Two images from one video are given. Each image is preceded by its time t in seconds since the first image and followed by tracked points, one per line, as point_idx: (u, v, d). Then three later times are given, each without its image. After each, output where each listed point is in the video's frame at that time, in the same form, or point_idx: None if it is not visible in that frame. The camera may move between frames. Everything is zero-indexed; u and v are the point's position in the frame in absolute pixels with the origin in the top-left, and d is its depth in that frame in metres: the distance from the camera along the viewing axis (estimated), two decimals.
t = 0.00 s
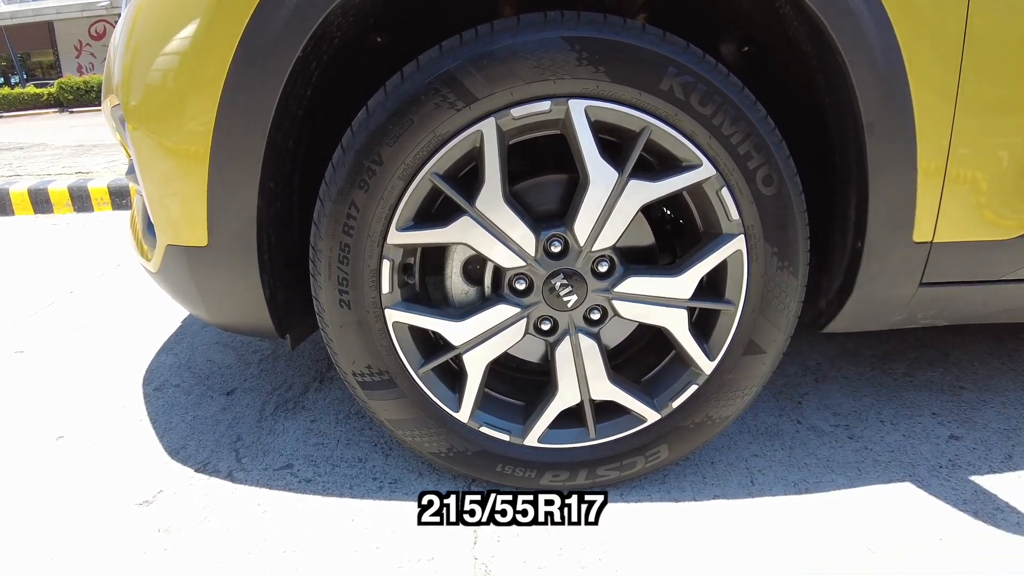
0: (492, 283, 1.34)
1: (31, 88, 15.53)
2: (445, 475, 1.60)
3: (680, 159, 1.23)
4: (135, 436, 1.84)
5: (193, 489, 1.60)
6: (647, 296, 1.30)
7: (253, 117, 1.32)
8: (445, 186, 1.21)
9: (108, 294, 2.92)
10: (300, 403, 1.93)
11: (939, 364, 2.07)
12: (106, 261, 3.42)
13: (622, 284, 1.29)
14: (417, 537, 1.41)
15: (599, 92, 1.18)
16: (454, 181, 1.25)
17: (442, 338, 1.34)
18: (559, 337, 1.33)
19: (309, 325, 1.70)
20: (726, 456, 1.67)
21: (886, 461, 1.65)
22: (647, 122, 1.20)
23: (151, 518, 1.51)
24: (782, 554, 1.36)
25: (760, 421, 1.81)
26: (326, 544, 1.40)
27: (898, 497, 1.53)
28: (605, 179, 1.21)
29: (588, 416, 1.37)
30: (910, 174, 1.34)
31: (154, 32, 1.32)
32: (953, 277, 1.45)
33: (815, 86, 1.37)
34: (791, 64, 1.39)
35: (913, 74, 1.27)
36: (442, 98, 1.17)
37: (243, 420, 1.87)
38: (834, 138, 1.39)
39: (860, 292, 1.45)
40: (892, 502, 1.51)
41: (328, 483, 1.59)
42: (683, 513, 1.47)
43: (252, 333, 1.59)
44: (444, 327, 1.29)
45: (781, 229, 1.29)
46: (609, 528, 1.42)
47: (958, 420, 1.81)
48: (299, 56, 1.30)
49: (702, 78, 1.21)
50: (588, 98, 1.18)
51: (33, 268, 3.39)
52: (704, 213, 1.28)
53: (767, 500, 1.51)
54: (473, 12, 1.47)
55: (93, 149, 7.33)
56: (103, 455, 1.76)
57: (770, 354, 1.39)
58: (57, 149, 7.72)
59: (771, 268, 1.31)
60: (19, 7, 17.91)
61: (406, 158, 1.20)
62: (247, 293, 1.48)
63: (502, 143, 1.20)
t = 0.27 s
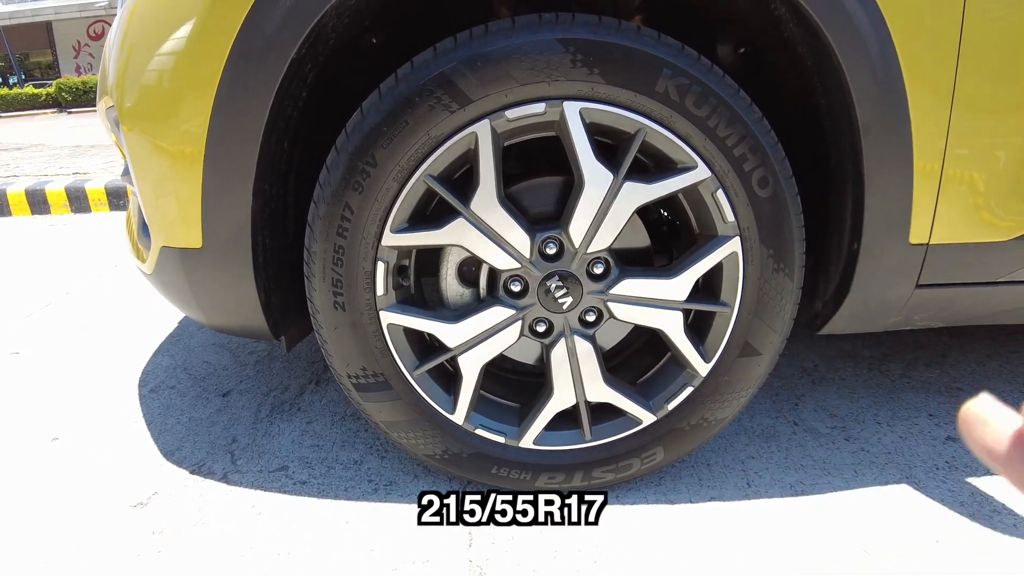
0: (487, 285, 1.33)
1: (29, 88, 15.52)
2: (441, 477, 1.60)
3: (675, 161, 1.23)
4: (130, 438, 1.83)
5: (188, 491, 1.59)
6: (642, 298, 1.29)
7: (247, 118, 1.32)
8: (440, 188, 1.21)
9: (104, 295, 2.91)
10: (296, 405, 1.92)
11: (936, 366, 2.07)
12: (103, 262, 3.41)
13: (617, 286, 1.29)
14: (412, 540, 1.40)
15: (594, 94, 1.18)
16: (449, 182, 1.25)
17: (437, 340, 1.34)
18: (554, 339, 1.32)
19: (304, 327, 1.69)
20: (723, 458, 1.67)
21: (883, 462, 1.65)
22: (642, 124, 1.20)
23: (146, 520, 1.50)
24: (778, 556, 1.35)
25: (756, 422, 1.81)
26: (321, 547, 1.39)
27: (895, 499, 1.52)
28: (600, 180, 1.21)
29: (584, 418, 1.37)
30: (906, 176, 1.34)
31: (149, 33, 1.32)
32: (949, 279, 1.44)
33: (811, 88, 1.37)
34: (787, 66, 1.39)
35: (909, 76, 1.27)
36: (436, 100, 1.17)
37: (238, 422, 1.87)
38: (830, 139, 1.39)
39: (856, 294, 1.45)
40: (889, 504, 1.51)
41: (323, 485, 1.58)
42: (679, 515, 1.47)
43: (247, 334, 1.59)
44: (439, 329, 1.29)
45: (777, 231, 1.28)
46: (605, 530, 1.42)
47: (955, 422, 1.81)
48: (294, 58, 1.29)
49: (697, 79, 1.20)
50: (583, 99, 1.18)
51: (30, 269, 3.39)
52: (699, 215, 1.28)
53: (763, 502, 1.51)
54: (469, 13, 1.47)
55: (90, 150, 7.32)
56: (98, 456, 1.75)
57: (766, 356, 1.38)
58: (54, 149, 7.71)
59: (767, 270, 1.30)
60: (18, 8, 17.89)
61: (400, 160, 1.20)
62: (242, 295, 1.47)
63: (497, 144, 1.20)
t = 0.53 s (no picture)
0: (486, 285, 1.32)
1: (27, 88, 15.48)
2: (438, 479, 1.58)
3: (676, 159, 1.21)
4: (124, 439, 1.81)
5: (182, 493, 1.57)
6: (642, 299, 1.28)
7: (242, 116, 1.30)
8: (437, 187, 1.19)
9: (100, 296, 2.89)
10: (292, 406, 1.91)
11: (937, 367, 2.06)
12: (99, 262, 3.38)
13: (617, 287, 1.27)
14: (409, 544, 1.38)
15: (593, 91, 1.16)
16: (446, 181, 1.23)
17: (435, 341, 1.32)
18: (553, 340, 1.31)
19: (300, 328, 1.67)
20: (723, 460, 1.65)
21: (884, 465, 1.63)
22: (642, 122, 1.18)
23: (140, 523, 1.48)
24: (779, 560, 1.34)
25: (757, 424, 1.79)
26: (316, 551, 1.37)
27: (897, 502, 1.51)
28: (600, 179, 1.19)
29: (583, 420, 1.35)
30: (909, 175, 1.32)
31: (143, 30, 1.30)
32: (952, 279, 1.43)
33: (813, 86, 1.36)
34: (789, 63, 1.37)
35: (913, 74, 1.25)
36: (433, 97, 1.15)
37: (234, 424, 1.85)
38: (832, 138, 1.37)
39: (858, 295, 1.44)
40: (891, 506, 1.49)
41: (319, 487, 1.56)
42: (679, 519, 1.45)
43: (241, 335, 1.57)
44: (436, 330, 1.27)
45: (778, 230, 1.27)
46: (604, 534, 1.40)
47: (957, 423, 1.79)
48: (289, 55, 1.27)
49: (698, 76, 1.19)
50: (582, 97, 1.16)
51: (26, 269, 3.36)
52: (700, 214, 1.26)
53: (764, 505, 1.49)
54: (467, 10, 1.45)
55: (88, 150, 7.29)
56: (91, 459, 1.73)
57: (767, 357, 1.37)
58: (52, 149, 7.67)
59: (769, 270, 1.29)
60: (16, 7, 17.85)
61: (397, 158, 1.18)
62: (237, 295, 1.45)
63: (495, 142, 1.18)
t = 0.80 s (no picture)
0: (481, 282, 1.29)
1: (24, 87, 15.43)
2: (433, 479, 1.55)
3: (676, 152, 1.18)
4: (115, 439, 1.78)
5: (172, 494, 1.54)
6: (641, 296, 1.25)
7: (231, 108, 1.27)
8: (431, 180, 1.16)
9: (93, 294, 2.86)
10: (285, 405, 1.88)
11: (939, 365, 2.03)
12: (92, 260, 3.35)
13: (615, 283, 1.24)
14: (402, 546, 1.35)
15: (591, 82, 1.13)
16: (440, 174, 1.20)
17: (429, 339, 1.29)
18: (550, 338, 1.28)
19: (293, 325, 1.64)
20: (723, 460, 1.62)
21: (887, 465, 1.61)
22: (641, 114, 1.15)
23: (128, 525, 1.45)
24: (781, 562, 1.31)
25: (757, 423, 1.76)
26: (307, 553, 1.34)
27: (900, 502, 1.48)
28: (598, 173, 1.17)
29: (580, 419, 1.33)
30: (913, 169, 1.29)
31: (131, 23, 1.27)
32: (957, 276, 1.40)
33: (816, 79, 1.33)
34: (790, 56, 1.35)
35: (917, 66, 1.22)
36: (427, 88, 1.12)
37: (226, 423, 1.82)
38: (834, 131, 1.35)
39: (861, 291, 1.41)
40: (894, 507, 1.47)
41: (311, 488, 1.53)
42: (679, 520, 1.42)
43: (232, 333, 1.54)
44: (431, 327, 1.24)
45: (780, 225, 1.24)
46: (601, 535, 1.37)
47: (959, 423, 1.77)
48: (280, 45, 1.25)
49: (699, 67, 1.16)
50: (580, 88, 1.13)
51: (18, 267, 3.33)
52: (700, 209, 1.24)
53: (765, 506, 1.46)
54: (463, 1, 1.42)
55: (84, 148, 7.25)
56: (80, 459, 1.70)
57: (769, 356, 1.34)
58: (48, 148, 7.62)
59: (770, 266, 1.26)
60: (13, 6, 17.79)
61: (389, 150, 1.15)
62: (228, 292, 1.42)
63: (491, 135, 1.15)
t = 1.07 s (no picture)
0: (473, 279, 1.26)
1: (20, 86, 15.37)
2: (425, 481, 1.52)
3: (672, 146, 1.15)
4: (102, 440, 1.75)
5: (159, 496, 1.51)
6: (636, 293, 1.22)
7: (216, 101, 1.24)
8: (420, 174, 1.13)
9: (84, 293, 2.82)
10: (275, 406, 1.84)
11: (940, 364, 2.00)
12: (84, 259, 3.31)
13: (610, 280, 1.21)
14: (392, 550, 1.32)
15: (585, 73, 1.10)
16: (431, 168, 1.17)
17: (420, 338, 1.26)
18: (544, 337, 1.25)
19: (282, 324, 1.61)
20: (721, 461, 1.59)
21: (888, 466, 1.58)
22: (637, 105, 1.12)
23: (113, 528, 1.42)
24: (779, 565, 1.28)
25: (756, 424, 1.73)
26: (295, 558, 1.31)
27: (901, 504, 1.45)
28: (592, 167, 1.13)
29: (575, 419, 1.29)
30: (915, 164, 1.26)
31: (114, 16, 1.24)
32: (959, 272, 1.37)
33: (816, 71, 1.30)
34: (789, 48, 1.32)
35: (919, 57, 1.20)
36: (416, 79, 1.09)
37: (215, 424, 1.78)
38: (834, 125, 1.32)
39: (862, 289, 1.38)
40: (895, 509, 1.44)
41: (301, 490, 1.50)
42: (675, 522, 1.39)
43: (220, 333, 1.50)
44: (421, 326, 1.21)
45: (779, 220, 1.21)
46: (596, 538, 1.34)
47: (961, 423, 1.74)
48: (266, 36, 1.21)
49: (695, 58, 1.13)
50: (573, 79, 1.10)
51: (9, 266, 3.29)
52: (697, 204, 1.21)
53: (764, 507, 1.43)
54: None
55: (78, 147, 7.20)
56: (66, 460, 1.67)
57: (768, 355, 1.31)
58: (43, 147, 7.58)
59: (769, 262, 1.23)
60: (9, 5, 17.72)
61: (377, 143, 1.12)
62: (214, 290, 1.39)
63: (482, 127, 1.12)
